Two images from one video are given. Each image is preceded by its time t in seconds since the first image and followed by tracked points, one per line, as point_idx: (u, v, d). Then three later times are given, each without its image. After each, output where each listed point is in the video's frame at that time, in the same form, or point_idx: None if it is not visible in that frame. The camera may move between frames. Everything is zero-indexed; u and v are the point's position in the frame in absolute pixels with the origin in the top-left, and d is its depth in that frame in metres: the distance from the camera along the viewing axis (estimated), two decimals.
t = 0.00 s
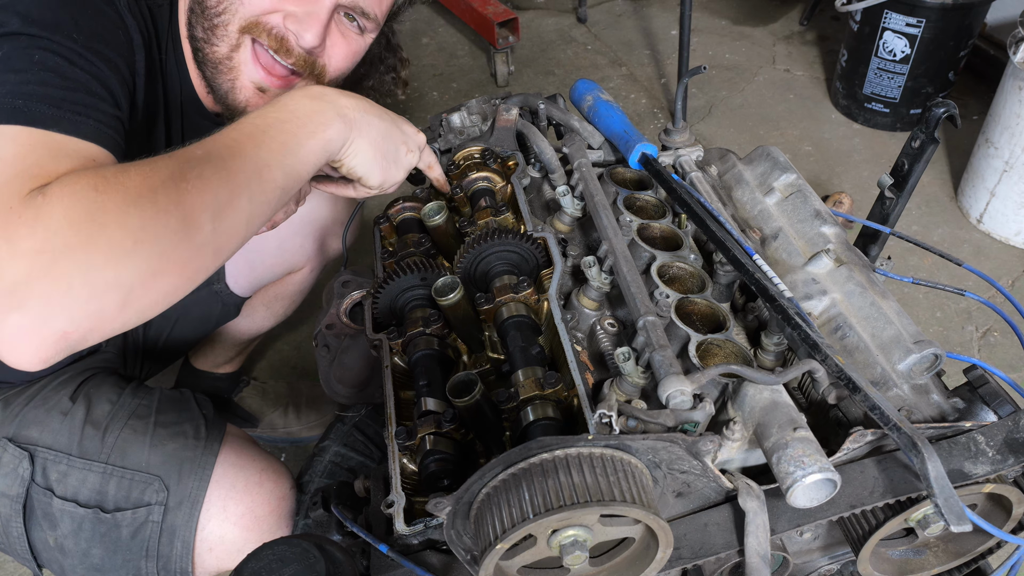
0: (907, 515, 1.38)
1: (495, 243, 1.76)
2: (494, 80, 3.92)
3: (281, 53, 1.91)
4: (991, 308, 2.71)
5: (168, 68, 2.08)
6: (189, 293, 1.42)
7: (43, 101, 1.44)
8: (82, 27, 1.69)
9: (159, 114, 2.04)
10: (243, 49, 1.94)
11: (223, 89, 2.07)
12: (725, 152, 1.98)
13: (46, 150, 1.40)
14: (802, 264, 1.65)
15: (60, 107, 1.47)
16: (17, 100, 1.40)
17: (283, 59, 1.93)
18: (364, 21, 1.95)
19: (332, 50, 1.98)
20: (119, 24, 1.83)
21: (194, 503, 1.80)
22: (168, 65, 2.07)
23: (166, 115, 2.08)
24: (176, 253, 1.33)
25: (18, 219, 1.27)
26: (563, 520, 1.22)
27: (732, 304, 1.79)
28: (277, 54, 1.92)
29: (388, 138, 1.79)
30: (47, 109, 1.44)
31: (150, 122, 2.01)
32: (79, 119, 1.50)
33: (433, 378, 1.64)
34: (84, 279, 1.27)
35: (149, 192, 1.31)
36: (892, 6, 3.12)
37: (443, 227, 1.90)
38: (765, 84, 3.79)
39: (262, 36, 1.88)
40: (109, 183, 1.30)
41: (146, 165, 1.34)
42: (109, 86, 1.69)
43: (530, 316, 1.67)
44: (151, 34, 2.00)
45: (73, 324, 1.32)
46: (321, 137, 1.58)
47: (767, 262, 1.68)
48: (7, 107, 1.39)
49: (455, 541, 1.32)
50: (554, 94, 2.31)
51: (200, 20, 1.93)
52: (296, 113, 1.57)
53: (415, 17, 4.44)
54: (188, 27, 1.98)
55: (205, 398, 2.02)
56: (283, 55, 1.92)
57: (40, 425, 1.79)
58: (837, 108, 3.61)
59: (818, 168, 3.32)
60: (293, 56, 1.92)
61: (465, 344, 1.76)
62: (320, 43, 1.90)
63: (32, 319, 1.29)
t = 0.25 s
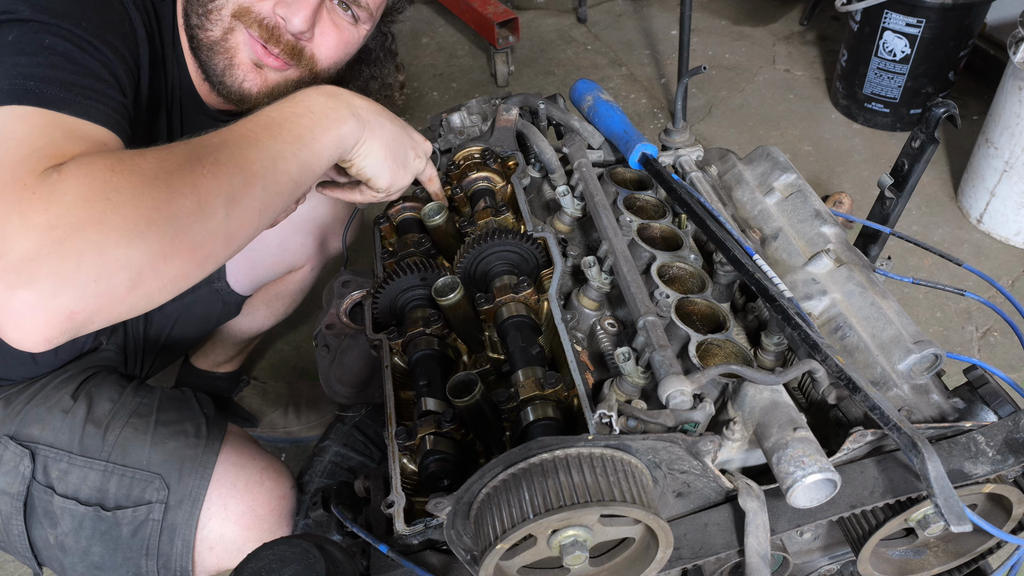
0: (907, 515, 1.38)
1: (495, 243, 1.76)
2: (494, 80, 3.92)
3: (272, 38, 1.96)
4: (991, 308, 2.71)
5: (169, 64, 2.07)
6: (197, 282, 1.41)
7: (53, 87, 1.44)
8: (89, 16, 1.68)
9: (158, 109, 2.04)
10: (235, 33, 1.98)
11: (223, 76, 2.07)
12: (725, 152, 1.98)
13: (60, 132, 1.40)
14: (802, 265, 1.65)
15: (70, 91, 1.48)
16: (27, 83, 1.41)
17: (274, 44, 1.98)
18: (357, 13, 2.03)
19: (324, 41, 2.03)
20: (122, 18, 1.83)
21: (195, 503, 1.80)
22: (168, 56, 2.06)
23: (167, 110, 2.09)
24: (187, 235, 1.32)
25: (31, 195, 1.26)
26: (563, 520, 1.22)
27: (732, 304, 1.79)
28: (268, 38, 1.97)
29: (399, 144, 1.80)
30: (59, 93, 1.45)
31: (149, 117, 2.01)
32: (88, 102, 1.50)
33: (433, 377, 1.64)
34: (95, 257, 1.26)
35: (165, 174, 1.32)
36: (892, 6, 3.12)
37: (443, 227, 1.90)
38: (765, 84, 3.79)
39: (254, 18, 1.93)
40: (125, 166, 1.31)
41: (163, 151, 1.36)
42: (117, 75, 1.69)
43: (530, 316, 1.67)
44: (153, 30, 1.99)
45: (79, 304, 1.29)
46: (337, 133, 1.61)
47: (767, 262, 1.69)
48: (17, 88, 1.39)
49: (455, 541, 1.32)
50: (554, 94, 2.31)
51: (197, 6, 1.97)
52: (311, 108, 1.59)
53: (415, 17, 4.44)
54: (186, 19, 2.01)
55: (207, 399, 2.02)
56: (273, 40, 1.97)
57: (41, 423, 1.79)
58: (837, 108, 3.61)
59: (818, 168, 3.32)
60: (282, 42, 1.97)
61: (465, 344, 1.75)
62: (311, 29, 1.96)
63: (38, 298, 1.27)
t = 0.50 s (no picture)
0: (907, 515, 1.38)
1: (495, 243, 1.76)
2: (494, 80, 3.92)
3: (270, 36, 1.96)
4: (991, 308, 2.71)
5: (169, 61, 2.07)
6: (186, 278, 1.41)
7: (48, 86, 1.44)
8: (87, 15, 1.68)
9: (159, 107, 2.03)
10: (234, 31, 1.98)
11: (224, 74, 2.07)
12: (725, 152, 1.98)
13: (50, 127, 1.40)
14: (801, 264, 1.65)
15: (63, 88, 1.47)
16: (21, 79, 1.41)
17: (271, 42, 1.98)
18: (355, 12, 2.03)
19: (322, 39, 2.03)
20: (121, 17, 1.83)
21: (195, 501, 1.80)
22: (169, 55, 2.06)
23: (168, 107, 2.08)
24: (175, 232, 1.32)
25: (17, 188, 1.27)
26: (563, 520, 1.22)
27: (732, 303, 1.79)
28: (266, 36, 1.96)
29: (396, 140, 1.81)
30: (54, 90, 1.45)
31: (150, 115, 2.01)
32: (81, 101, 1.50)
33: (433, 377, 1.64)
34: (81, 251, 1.26)
35: (153, 169, 1.32)
36: (892, 6, 3.12)
37: (443, 227, 1.90)
38: (765, 84, 3.79)
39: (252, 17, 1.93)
40: (112, 160, 1.31)
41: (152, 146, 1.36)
42: (112, 72, 1.69)
43: (530, 316, 1.67)
44: (153, 28, 1.99)
45: (65, 298, 1.30)
46: (330, 131, 1.60)
47: (766, 262, 1.69)
48: (10, 83, 1.39)
49: (455, 540, 1.32)
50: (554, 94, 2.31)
51: (195, 4, 1.96)
52: (303, 105, 1.58)
53: (415, 17, 4.45)
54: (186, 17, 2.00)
55: (207, 398, 2.02)
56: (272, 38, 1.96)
57: (41, 422, 1.79)
58: (837, 108, 3.61)
59: (818, 168, 3.32)
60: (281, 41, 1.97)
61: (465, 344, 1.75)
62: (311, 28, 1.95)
63: (24, 291, 1.28)
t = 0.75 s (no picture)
0: (907, 515, 1.38)
1: (495, 243, 1.76)
2: (494, 80, 3.92)
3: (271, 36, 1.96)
4: (990, 308, 2.71)
5: (170, 62, 2.07)
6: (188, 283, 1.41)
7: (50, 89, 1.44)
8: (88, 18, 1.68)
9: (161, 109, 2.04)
10: (235, 31, 1.98)
11: (223, 77, 2.08)
12: (725, 151, 1.98)
13: (50, 132, 1.40)
14: (801, 264, 1.65)
15: (64, 92, 1.47)
16: (21, 83, 1.40)
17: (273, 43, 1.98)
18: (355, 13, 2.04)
19: (323, 42, 2.04)
20: (121, 20, 1.83)
21: (195, 502, 1.80)
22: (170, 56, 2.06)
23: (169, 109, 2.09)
24: (177, 238, 1.33)
25: (19, 196, 1.26)
26: (563, 520, 1.22)
27: (732, 304, 1.79)
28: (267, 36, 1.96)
29: (396, 139, 1.80)
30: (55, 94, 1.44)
31: (152, 116, 2.01)
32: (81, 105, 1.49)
33: (433, 378, 1.64)
34: (84, 259, 1.27)
35: (154, 176, 1.32)
36: (892, 6, 3.12)
37: (443, 227, 1.90)
38: (765, 84, 3.79)
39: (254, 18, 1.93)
40: (114, 167, 1.31)
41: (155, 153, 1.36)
42: (112, 75, 1.69)
43: (530, 316, 1.67)
44: (154, 30, 1.99)
45: (69, 304, 1.31)
46: (330, 134, 1.60)
47: (767, 262, 1.69)
48: (12, 88, 1.39)
49: (455, 540, 1.32)
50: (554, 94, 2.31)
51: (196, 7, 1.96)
52: (302, 109, 1.58)
53: (415, 17, 4.45)
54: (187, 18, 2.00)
55: (207, 399, 2.02)
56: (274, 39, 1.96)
57: (41, 422, 1.79)
58: (837, 108, 3.61)
59: (818, 168, 3.32)
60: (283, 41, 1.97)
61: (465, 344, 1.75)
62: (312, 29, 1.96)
63: (29, 298, 1.29)
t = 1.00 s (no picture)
0: (907, 514, 1.38)
1: (495, 243, 1.76)
2: (494, 80, 3.92)
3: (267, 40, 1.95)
4: (991, 308, 2.71)
5: (168, 66, 2.07)
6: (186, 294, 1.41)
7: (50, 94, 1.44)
8: (86, 22, 1.68)
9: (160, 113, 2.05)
10: (232, 33, 1.97)
11: (219, 79, 2.07)
12: (725, 152, 1.98)
13: (53, 138, 1.40)
14: (801, 265, 1.65)
15: (64, 98, 1.47)
16: (19, 89, 1.40)
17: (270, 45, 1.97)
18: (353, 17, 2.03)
19: (319, 45, 2.03)
20: (120, 25, 1.83)
21: (195, 503, 1.80)
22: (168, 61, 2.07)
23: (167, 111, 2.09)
24: (178, 250, 1.33)
25: (21, 205, 1.26)
26: (563, 520, 1.22)
27: (732, 304, 1.79)
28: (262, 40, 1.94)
29: (396, 150, 1.80)
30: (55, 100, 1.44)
31: (151, 121, 2.02)
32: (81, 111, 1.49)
33: (433, 378, 1.64)
34: (84, 270, 1.27)
35: (157, 188, 1.32)
36: (892, 6, 3.12)
37: (443, 227, 1.91)
38: (765, 84, 3.79)
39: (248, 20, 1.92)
40: (118, 177, 1.31)
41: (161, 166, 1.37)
42: (111, 80, 1.69)
43: (530, 316, 1.67)
44: (153, 33, 2.00)
45: (68, 315, 1.30)
46: (330, 148, 1.60)
47: (767, 262, 1.69)
48: (10, 94, 1.39)
49: (455, 541, 1.32)
50: (554, 94, 2.31)
51: (194, 8, 1.95)
52: (302, 122, 1.59)
53: (415, 17, 4.45)
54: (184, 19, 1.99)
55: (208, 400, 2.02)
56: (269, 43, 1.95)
57: (41, 423, 1.79)
58: (837, 108, 3.61)
59: (818, 168, 3.32)
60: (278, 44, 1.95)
61: (465, 344, 1.75)
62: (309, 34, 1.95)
63: (27, 308, 1.28)
